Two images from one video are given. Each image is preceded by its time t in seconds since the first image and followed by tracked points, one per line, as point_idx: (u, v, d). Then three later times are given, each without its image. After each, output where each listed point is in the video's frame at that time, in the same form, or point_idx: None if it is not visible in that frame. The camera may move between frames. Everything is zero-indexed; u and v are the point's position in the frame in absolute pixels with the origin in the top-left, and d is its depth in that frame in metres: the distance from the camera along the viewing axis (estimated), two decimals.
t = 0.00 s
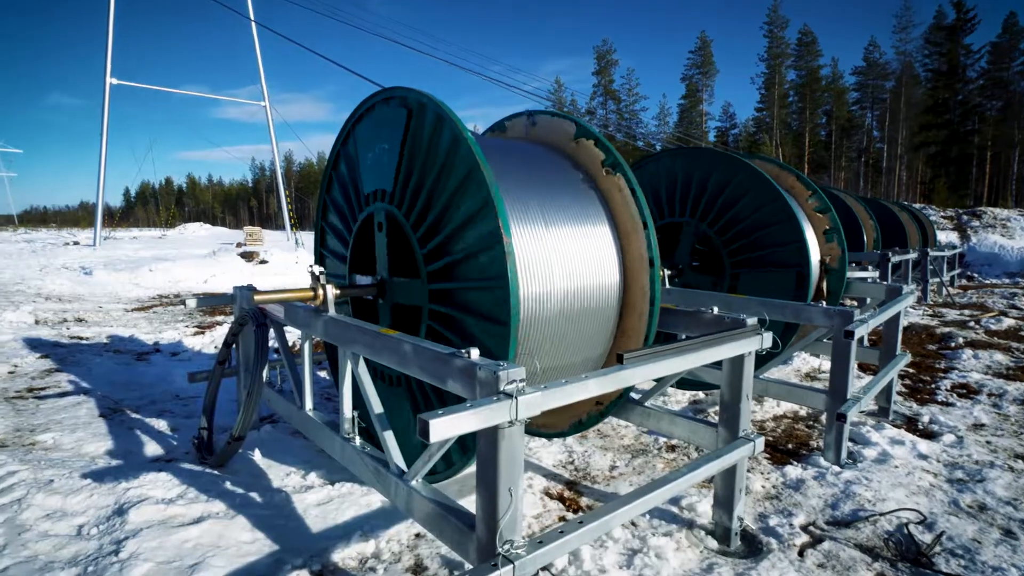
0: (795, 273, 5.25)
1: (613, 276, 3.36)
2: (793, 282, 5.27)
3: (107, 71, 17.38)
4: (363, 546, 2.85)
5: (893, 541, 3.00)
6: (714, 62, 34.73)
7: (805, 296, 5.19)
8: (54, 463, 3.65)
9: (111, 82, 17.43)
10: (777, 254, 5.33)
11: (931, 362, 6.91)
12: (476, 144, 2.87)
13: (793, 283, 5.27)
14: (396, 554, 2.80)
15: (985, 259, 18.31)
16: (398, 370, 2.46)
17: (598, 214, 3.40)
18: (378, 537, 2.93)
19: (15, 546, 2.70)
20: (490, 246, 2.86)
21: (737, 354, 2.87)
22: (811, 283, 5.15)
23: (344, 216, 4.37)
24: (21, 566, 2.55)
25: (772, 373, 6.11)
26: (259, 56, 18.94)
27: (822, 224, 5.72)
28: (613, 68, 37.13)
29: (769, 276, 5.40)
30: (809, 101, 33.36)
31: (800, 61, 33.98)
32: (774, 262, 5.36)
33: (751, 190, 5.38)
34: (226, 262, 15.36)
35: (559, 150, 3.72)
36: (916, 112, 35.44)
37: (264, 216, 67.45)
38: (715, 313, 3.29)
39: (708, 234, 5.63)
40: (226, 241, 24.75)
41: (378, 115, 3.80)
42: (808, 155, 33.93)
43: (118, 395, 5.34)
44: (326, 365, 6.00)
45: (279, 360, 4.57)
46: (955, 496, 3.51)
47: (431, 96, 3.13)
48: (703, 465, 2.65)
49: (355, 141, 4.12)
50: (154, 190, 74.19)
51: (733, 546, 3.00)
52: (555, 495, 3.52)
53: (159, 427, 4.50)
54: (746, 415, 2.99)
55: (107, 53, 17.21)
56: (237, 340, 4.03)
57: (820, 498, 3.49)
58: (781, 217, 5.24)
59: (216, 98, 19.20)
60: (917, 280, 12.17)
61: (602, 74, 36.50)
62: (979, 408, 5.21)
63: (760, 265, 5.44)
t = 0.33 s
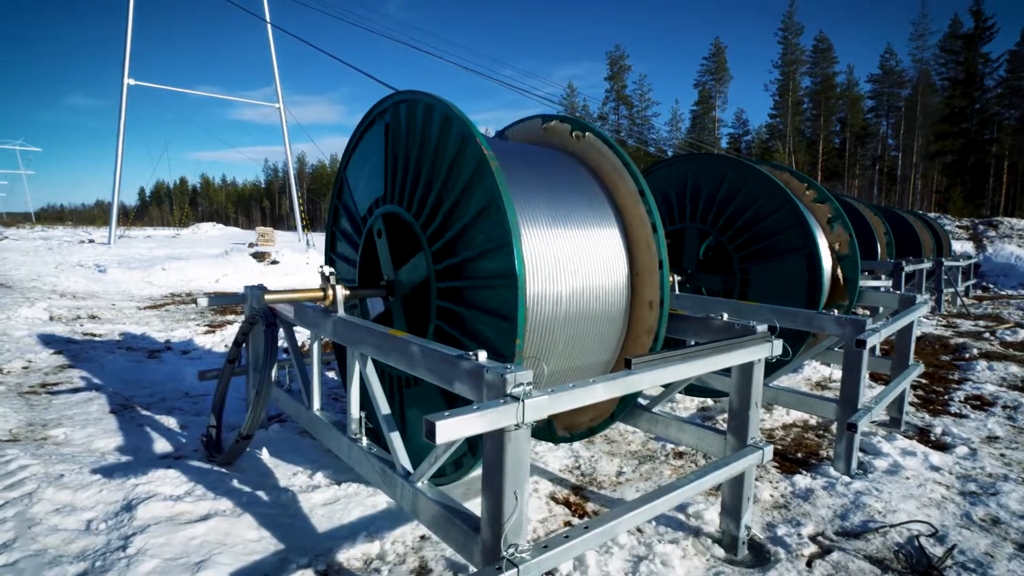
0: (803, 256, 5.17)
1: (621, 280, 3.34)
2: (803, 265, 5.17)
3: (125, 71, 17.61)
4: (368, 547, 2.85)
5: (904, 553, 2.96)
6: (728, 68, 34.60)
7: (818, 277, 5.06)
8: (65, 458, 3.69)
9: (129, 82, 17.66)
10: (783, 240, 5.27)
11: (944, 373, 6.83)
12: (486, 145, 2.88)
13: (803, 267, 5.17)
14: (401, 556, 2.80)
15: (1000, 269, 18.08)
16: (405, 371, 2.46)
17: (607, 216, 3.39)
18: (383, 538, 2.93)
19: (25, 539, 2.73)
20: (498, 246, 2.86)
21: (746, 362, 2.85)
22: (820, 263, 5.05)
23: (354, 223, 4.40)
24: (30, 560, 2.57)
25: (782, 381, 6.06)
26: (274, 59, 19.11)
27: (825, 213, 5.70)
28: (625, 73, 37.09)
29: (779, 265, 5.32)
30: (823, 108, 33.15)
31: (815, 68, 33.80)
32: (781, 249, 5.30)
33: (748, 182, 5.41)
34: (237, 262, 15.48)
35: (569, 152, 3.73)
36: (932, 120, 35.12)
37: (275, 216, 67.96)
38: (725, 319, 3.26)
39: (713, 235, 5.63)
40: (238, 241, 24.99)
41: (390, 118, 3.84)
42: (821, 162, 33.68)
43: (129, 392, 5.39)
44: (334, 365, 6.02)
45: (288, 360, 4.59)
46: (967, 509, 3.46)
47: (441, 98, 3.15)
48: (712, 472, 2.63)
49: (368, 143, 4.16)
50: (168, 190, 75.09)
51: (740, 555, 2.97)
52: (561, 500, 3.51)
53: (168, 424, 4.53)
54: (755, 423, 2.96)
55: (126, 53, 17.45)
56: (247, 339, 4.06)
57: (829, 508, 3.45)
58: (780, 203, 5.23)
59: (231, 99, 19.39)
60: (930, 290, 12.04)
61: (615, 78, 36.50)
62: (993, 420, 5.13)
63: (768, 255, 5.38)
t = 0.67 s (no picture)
0: (797, 230, 5.17)
1: (620, 276, 3.34)
2: (798, 239, 5.17)
3: (124, 69, 17.58)
4: (368, 545, 2.85)
5: (903, 550, 2.97)
6: (728, 65, 34.54)
7: (814, 248, 5.05)
8: (64, 456, 3.68)
9: (128, 80, 17.62)
10: (774, 219, 5.30)
11: (943, 370, 6.83)
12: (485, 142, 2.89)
13: (798, 241, 5.17)
14: (401, 554, 2.80)
15: (999, 267, 18.08)
16: (406, 369, 2.46)
17: (605, 210, 3.40)
18: (383, 536, 2.93)
19: (25, 538, 2.73)
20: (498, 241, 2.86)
21: (746, 359, 2.85)
22: (814, 234, 5.05)
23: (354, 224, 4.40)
24: (30, 558, 2.57)
25: (781, 378, 6.06)
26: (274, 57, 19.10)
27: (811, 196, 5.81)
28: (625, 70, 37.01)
29: (775, 245, 5.33)
30: (823, 105, 33.12)
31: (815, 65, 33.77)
32: (774, 228, 5.31)
33: (727, 172, 5.54)
34: (237, 260, 15.48)
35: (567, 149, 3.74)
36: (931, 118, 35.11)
37: (274, 214, 67.89)
38: (725, 317, 3.26)
39: (707, 229, 5.66)
40: (236, 239, 24.96)
41: (389, 116, 3.85)
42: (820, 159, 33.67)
43: (129, 390, 5.39)
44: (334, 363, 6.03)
45: (288, 358, 4.59)
46: (966, 505, 3.47)
47: (440, 95, 3.16)
48: (712, 470, 2.64)
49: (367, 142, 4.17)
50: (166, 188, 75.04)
51: (740, 552, 2.98)
52: (560, 498, 3.51)
53: (168, 422, 4.53)
54: (755, 420, 2.96)
55: (126, 51, 17.42)
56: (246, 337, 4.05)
57: (829, 505, 3.46)
58: (762, 184, 5.32)
59: (230, 97, 19.37)
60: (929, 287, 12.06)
61: (615, 76, 36.45)
62: (992, 417, 5.14)
63: (761, 238, 5.40)
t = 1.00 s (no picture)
0: (787, 208, 5.19)
1: (620, 277, 3.33)
2: (789, 215, 5.18)
3: (123, 68, 17.57)
4: (368, 544, 2.85)
5: (903, 549, 2.97)
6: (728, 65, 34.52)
7: (806, 221, 5.05)
8: (64, 457, 3.68)
9: (128, 80, 17.62)
10: (762, 202, 5.34)
11: (944, 370, 6.82)
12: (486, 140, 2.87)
13: (789, 220, 5.18)
14: (402, 553, 2.80)
15: (999, 266, 18.08)
16: (405, 369, 2.45)
17: (603, 207, 3.40)
18: (383, 536, 2.93)
19: (25, 538, 2.72)
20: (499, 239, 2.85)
21: (746, 359, 2.84)
22: (804, 209, 5.06)
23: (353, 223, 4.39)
24: (30, 559, 2.57)
25: (781, 377, 6.06)
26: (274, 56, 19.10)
27: (794, 182, 6.02)
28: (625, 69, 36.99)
29: (767, 228, 5.33)
30: (822, 104, 33.10)
31: (814, 64, 33.77)
32: (763, 211, 5.34)
33: (713, 168, 5.61)
34: (237, 260, 15.48)
35: (563, 147, 3.75)
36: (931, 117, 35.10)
37: (274, 214, 67.88)
38: (725, 316, 3.25)
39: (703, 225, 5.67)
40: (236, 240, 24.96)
41: (386, 116, 3.85)
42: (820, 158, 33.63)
43: (128, 390, 5.38)
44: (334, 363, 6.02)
45: (287, 358, 4.59)
46: (967, 505, 3.46)
47: (437, 92, 3.15)
48: (712, 469, 2.63)
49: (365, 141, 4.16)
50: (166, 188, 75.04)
51: (740, 552, 2.97)
52: (561, 497, 3.51)
53: (168, 422, 4.52)
54: (756, 420, 2.96)
55: (126, 50, 17.43)
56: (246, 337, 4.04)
57: (830, 505, 3.45)
58: (747, 170, 5.41)
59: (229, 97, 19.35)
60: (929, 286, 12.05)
61: (615, 75, 36.41)
62: (992, 417, 5.13)
63: (753, 223, 5.41)
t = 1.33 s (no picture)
0: (772, 190, 5.29)
1: (621, 277, 3.33)
2: (776, 196, 5.26)
3: (125, 70, 17.62)
4: (369, 546, 2.85)
5: (906, 550, 2.96)
6: (728, 65, 34.51)
7: (793, 198, 5.14)
8: (66, 458, 3.69)
9: (129, 82, 17.66)
10: (748, 188, 5.43)
11: (945, 370, 6.81)
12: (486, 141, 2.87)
13: (778, 202, 5.25)
14: (403, 554, 2.80)
15: (1001, 267, 18.06)
16: (406, 370, 2.45)
17: (603, 206, 3.40)
18: (384, 537, 2.93)
19: (27, 539, 2.73)
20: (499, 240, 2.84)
21: (747, 359, 2.84)
22: (789, 188, 5.16)
23: (355, 226, 4.40)
24: (31, 560, 2.57)
25: (782, 378, 6.06)
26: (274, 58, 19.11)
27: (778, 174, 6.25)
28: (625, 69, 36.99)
29: (756, 213, 5.40)
30: (823, 105, 33.08)
31: (815, 64, 33.79)
32: (750, 196, 5.42)
33: (701, 166, 5.70)
34: (238, 261, 15.50)
35: (560, 147, 3.77)
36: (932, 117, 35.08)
37: (275, 215, 67.96)
38: (726, 316, 3.25)
39: (699, 222, 5.68)
40: (238, 241, 25.03)
41: (385, 120, 3.86)
42: (821, 158, 33.62)
43: (130, 391, 5.39)
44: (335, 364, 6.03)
45: (289, 359, 4.59)
46: (969, 505, 3.46)
47: (435, 92, 3.16)
48: (714, 470, 2.63)
49: (364, 147, 4.19)
50: (168, 189, 75.16)
51: (742, 552, 2.96)
52: (562, 498, 3.50)
53: (169, 424, 4.53)
54: (757, 420, 2.95)
55: (127, 53, 17.49)
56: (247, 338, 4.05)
57: (831, 505, 3.45)
58: (729, 163, 5.53)
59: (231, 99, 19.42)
60: (931, 286, 12.04)
61: (615, 75, 36.42)
62: (995, 417, 5.12)
63: (742, 211, 5.45)
